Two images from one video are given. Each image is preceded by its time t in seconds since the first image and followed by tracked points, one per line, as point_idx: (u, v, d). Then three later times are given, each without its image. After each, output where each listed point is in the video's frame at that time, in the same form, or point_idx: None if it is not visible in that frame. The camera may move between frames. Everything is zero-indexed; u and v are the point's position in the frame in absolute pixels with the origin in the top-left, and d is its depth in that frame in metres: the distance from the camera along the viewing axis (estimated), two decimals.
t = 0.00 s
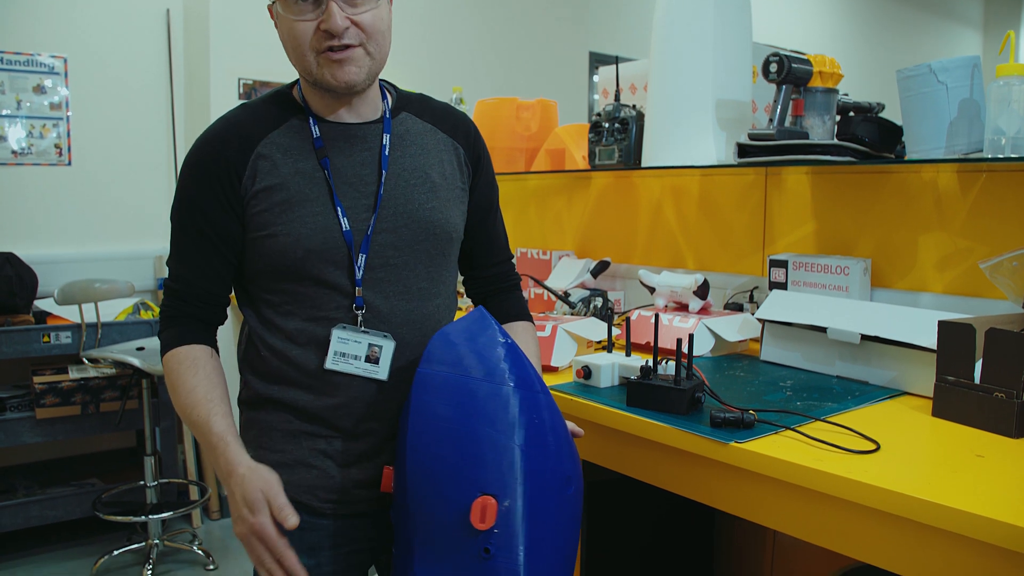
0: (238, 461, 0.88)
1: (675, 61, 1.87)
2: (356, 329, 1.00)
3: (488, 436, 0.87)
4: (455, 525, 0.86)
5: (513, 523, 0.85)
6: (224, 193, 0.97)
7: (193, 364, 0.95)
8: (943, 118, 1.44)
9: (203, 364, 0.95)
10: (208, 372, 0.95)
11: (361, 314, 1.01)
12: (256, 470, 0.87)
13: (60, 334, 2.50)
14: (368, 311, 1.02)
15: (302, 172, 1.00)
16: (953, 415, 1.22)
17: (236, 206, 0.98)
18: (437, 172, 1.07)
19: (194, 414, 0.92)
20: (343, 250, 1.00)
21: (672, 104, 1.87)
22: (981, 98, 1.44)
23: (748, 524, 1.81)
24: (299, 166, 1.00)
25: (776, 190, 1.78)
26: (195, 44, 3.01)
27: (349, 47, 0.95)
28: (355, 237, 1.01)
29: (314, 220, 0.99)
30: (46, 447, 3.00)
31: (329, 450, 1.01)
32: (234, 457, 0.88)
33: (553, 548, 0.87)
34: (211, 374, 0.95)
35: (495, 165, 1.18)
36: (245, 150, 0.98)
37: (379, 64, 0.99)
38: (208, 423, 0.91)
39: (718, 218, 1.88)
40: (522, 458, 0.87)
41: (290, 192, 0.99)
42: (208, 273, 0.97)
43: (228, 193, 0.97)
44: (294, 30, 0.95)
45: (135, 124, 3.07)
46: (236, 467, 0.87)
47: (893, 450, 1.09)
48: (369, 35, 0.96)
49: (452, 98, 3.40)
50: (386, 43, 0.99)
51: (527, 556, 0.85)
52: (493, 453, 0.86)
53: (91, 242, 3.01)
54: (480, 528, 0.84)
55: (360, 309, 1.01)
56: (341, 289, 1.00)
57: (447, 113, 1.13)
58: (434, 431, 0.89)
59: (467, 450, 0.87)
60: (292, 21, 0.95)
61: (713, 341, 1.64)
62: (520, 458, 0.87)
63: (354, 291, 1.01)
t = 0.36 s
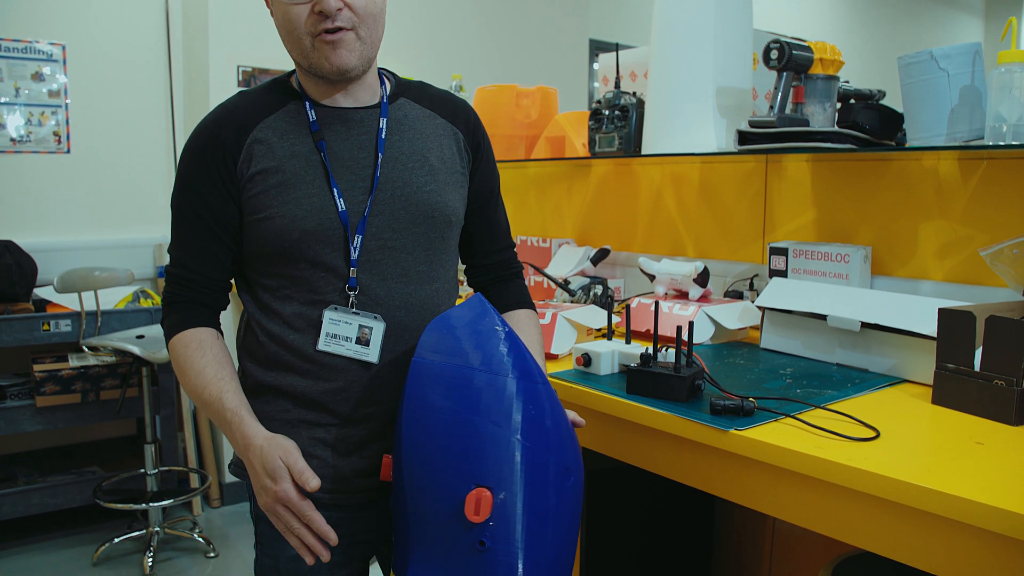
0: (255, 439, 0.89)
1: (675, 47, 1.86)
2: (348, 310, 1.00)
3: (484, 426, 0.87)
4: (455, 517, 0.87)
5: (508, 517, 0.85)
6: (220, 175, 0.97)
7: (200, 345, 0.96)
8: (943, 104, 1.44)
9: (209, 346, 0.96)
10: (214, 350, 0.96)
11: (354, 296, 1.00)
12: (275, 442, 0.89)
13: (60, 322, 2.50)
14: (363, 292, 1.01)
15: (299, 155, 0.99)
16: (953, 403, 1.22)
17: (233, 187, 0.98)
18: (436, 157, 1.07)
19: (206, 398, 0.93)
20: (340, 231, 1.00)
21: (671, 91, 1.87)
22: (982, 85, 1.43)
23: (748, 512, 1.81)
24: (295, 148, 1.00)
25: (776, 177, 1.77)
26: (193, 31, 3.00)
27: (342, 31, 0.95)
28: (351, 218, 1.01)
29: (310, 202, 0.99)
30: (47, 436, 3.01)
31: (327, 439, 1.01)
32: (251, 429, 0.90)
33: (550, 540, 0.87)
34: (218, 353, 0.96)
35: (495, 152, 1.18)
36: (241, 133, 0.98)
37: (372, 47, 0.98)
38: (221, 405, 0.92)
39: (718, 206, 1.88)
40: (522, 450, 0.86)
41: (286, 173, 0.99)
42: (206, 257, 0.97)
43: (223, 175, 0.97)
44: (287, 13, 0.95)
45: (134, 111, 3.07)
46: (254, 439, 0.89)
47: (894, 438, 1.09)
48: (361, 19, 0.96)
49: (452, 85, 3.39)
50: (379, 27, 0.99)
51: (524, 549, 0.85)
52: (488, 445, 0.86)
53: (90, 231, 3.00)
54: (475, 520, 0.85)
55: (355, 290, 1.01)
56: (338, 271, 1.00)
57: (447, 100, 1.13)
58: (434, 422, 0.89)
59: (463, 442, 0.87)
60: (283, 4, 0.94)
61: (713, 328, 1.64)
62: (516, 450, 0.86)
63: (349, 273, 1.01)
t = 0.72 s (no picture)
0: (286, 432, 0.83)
1: (676, 40, 1.86)
2: (351, 303, 0.99)
3: (486, 418, 0.87)
4: (456, 509, 0.87)
5: (510, 507, 0.85)
6: (230, 166, 0.95)
7: (226, 350, 0.90)
8: (943, 97, 1.44)
9: (235, 351, 0.90)
10: (241, 355, 0.90)
11: (356, 289, 1.01)
12: (318, 451, 0.82)
13: (60, 316, 2.50)
14: (366, 286, 1.01)
15: (303, 148, 0.99)
16: (952, 396, 1.22)
17: (242, 179, 0.97)
18: (435, 151, 1.07)
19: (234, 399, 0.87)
20: (344, 225, 1.00)
21: (672, 84, 1.87)
22: (982, 77, 1.43)
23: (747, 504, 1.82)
24: (300, 142, 0.99)
25: (776, 170, 1.77)
26: (193, 24, 2.99)
27: (358, 54, 0.94)
28: (355, 212, 1.01)
29: (316, 196, 0.99)
30: (47, 429, 3.01)
31: (328, 432, 1.01)
32: (291, 436, 0.83)
33: (550, 532, 0.87)
34: (244, 358, 0.90)
35: (493, 147, 1.18)
36: (247, 125, 0.97)
37: (384, 64, 0.98)
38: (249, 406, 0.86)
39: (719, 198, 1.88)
40: (524, 442, 0.87)
41: (293, 166, 0.98)
42: (220, 248, 0.95)
43: (232, 165, 0.96)
44: (303, 34, 0.93)
45: (134, 104, 3.06)
46: (297, 447, 0.82)
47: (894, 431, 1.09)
48: (376, 40, 0.95)
49: (451, 78, 3.38)
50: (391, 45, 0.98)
51: (528, 540, 0.85)
52: (491, 437, 0.86)
53: (90, 224, 3.00)
54: (480, 512, 0.85)
55: (358, 284, 1.01)
56: (342, 264, 1.00)
57: (445, 94, 1.13)
58: (436, 415, 0.89)
59: (466, 434, 0.87)
60: (302, 24, 0.92)
61: (712, 322, 1.64)
62: (519, 441, 0.87)
63: (352, 267, 1.01)
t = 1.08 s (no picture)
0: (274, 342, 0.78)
1: (676, 39, 1.86)
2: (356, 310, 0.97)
3: (478, 418, 0.87)
4: (447, 508, 0.87)
5: (492, 504, 0.85)
6: (241, 168, 0.94)
7: (228, 309, 0.88)
8: (943, 97, 1.44)
9: (235, 308, 0.88)
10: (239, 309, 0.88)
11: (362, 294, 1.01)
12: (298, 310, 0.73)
13: (60, 315, 2.50)
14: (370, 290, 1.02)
15: (307, 152, 0.99)
16: (952, 395, 1.22)
17: (254, 180, 0.96)
18: (434, 152, 1.07)
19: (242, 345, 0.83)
20: (350, 230, 1.00)
21: (671, 84, 1.87)
22: (982, 77, 1.43)
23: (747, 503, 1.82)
24: (304, 146, 0.99)
25: (776, 169, 1.77)
26: (193, 24, 2.99)
27: (359, 64, 0.94)
28: (360, 217, 1.00)
29: (323, 199, 0.98)
30: (47, 428, 3.01)
31: (328, 429, 1.01)
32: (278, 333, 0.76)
33: (538, 531, 0.88)
34: (243, 311, 0.88)
35: (491, 144, 1.18)
36: (253, 128, 0.96)
37: (382, 69, 0.98)
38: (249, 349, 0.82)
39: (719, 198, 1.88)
40: (513, 442, 0.87)
41: (300, 170, 0.98)
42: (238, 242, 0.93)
43: (243, 167, 0.95)
44: (305, 42, 0.92)
45: (134, 104, 3.06)
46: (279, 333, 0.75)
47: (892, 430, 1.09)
48: (376, 48, 0.94)
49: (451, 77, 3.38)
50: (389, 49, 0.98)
51: (514, 538, 0.85)
52: (484, 435, 0.86)
53: (90, 223, 3.00)
54: (457, 506, 0.85)
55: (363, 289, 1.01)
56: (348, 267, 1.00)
57: (443, 93, 1.13)
58: (427, 413, 0.88)
59: (456, 431, 0.87)
60: (303, 33, 0.91)
61: (712, 321, 1.64)
62: (508, 439, 0.87)
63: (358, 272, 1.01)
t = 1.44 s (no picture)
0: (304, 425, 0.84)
1: (676, 37, 1.86)
2: (350, 309, 1.00)
3: (474, 415, 0.87)
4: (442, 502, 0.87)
5: (488, 502, 0.85)
6: (235, 170, 0.94)
7: (243, 342, 0.89)
8: (943, 95, 1.43)
9: (252, 344, 0.90)
10: (259, 348, 0.90)
11: (356, 294, 1.01)
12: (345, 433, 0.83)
13: (60, 313, 2.50)
14: (364, 290, 1.02)
15: (301, 152, 0.99)
16: (952, 392, 1.22)
17: (247, 183, 0.95)
18: (430, 149, 1.07)
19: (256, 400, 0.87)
20: (344, 230, 1.00)
21: (671, 82, 1.87)
22: (982, 75, 1.43)
23: (746, 501, 1.82)
24: (297, 147, 0.99)
25: (777, 167, 1.77)
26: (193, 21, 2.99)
27: (351, 62, 0.94)
28: (354, 218, 1.01)
29: (316, 200, 0.98)
30: (46, 426, 3.01)
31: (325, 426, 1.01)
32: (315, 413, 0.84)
33: (535, 527, 0.87)
34: (257, 348, 0.90)
35: (488, 138, 1.17)
36: (246, 131, 0.96)
37: (376, 68, 0.97)
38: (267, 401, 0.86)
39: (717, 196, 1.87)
40: (509, 439, 0.86)
41: (293, 170, 0.97)
42: (233, 251, 0.93)
43: (237, 169, 0.94)
44: (295, 42, 0.92)
45: (133, 101, 3.06)
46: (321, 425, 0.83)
47: (891, 428, 1.09)
48: (368, 47, 0.94)
49: (451, 74, 3.38)
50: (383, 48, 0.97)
51: (510, 536, 0.85)
52: (479, 434, 0.86)
53: (89, 221, 3.00)
54: (452, 504, 0.85)
55: (357, 290, 1.01)
56: (342, 267, 1.01)
57: (439, 88, 1.12)
58: (425, 412, 0.88)
59: (452, 429, 0.87)
60: (293, 32, 0.91)
61: (712, 318, 1.64)
62: (503, 437, 0.86)
63: (351, 272, 1.01)
